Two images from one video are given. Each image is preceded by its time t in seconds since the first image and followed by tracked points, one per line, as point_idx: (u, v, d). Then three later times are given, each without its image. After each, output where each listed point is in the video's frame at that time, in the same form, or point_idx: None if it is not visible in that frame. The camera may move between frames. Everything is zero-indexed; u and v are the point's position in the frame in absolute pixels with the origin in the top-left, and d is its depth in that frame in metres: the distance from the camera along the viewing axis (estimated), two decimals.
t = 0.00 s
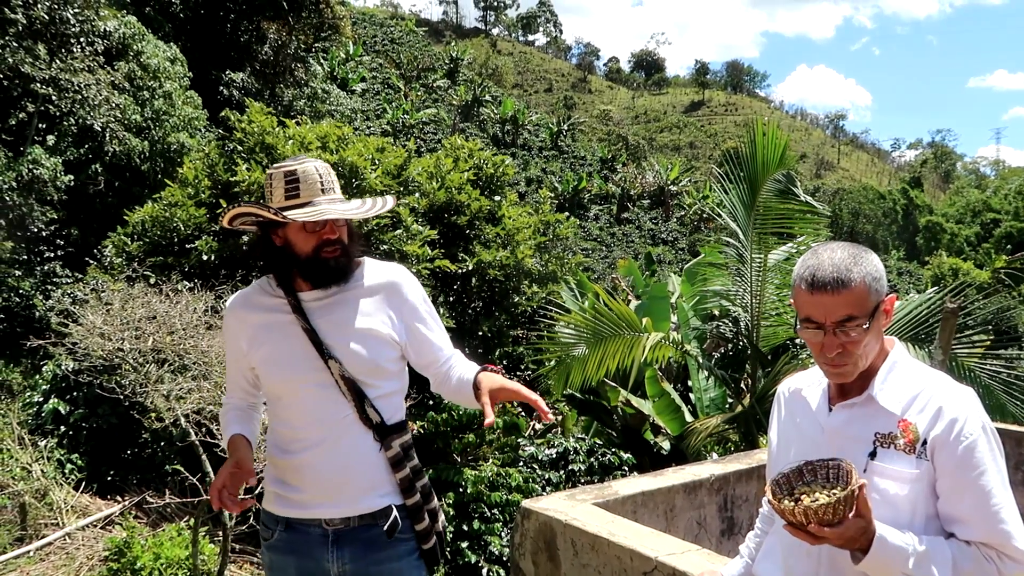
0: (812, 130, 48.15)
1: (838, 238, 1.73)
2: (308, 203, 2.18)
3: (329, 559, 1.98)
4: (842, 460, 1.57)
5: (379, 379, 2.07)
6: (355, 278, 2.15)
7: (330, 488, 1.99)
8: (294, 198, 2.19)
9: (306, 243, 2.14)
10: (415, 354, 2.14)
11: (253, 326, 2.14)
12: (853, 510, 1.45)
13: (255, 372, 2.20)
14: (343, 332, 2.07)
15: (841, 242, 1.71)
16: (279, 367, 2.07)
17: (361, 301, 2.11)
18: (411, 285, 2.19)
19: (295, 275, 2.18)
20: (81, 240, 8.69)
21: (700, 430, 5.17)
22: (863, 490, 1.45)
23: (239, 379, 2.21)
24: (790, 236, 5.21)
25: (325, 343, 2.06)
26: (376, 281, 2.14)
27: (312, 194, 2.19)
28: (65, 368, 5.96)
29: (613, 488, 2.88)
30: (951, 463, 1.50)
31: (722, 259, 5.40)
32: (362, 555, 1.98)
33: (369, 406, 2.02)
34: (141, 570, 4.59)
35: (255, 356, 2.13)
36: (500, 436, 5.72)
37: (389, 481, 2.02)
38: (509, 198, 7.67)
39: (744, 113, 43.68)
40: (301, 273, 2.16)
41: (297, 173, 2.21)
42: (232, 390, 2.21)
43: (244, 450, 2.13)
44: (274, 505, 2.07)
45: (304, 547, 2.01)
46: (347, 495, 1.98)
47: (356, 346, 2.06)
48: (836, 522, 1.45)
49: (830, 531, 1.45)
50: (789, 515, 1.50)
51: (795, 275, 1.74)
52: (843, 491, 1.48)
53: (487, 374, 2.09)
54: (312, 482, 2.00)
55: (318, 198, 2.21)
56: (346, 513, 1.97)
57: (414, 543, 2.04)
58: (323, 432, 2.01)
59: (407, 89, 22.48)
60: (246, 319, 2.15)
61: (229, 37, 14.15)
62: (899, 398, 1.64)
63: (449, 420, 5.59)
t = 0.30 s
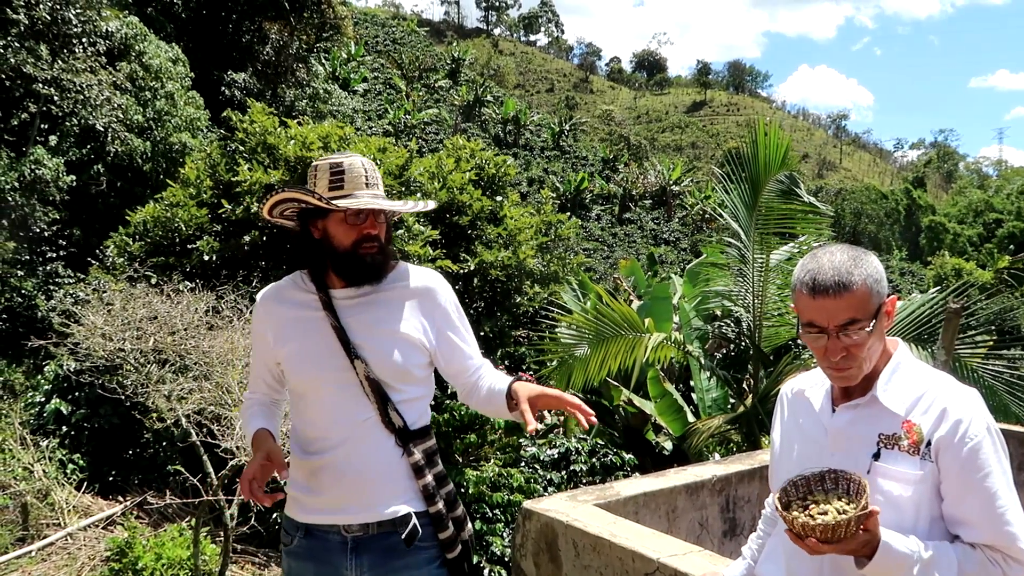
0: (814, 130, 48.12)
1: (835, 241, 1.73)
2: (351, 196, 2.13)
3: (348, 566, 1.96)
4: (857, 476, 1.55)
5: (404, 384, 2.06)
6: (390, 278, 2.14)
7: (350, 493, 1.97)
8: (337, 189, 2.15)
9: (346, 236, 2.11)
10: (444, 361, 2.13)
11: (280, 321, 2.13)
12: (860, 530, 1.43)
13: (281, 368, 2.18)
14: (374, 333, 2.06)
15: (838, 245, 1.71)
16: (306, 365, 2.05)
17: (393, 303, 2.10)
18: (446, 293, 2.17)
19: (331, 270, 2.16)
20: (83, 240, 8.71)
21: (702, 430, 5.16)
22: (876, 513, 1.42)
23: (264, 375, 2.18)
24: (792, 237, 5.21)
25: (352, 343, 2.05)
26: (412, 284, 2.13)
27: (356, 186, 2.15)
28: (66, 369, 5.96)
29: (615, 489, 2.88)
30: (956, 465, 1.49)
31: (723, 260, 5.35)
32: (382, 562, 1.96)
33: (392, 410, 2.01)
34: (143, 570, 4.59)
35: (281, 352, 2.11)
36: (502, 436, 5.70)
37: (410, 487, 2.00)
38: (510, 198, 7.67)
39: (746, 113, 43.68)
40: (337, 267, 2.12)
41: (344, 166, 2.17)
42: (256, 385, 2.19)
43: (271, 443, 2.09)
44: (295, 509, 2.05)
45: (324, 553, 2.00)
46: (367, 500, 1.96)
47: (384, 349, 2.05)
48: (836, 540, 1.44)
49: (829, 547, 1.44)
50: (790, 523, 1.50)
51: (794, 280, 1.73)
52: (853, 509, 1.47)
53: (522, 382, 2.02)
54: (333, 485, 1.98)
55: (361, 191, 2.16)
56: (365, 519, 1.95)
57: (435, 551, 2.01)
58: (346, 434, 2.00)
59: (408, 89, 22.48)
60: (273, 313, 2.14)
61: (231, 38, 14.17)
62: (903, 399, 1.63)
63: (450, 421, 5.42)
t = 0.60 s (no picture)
0: (816, 130, 48.07)
1: (834, 241, 1.72)
2: (386, 194, 2.10)
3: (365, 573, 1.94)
4: (872, 490, 1.52)
5: (429, 389, 2.03)
6: (419, 281, 2.11)
7: (372, 498, 1.95)
8: (372, 188, 2.12)
9: (378, 236, 2.09)
10: (471, 368, 2.08)
11: (305, 319, 2.10)
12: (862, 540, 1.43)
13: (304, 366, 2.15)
14: (402, 335, 2.03)
15: (837, 245, 1.69)
16: (330, 365, 2.03)
17: (421, 307, 2.07)
18: (476, 299, 2.13)
19: (360, 270, 2.13)
20: (85, 241, 8.71)
21: (702, 430, 5.13)
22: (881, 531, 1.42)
23: (287, 373, 2.15)
24: (793, 236, 5.20)
25: (378, 345, 2.03)
26: (442, 288, 2.09)
27: (392, 185, 2.12)
28: (67, 369, 5.96)
29: (616, 490, 2.87)
30: (961, 468, 1.48)
31: (724, 260, 5.33)
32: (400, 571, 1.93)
33: (415, 415, 1.99)
34: (143, 571, 4.58)
35: (304, 350, 2.08)
36: (504, 437, 5.69)
37: (431, 494, 1.97)
38: (511, 198, 7.68)
39: (747, 113, 43.66)
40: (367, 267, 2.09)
41: (379, 165, 2.15)
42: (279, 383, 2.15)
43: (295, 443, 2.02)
44: (317, 513, 2.04)
45: (342, 560, 1.98)
46: (388, 507, 1.94)
47: (409, 354, 2.02)
48: (837, 550, 1.44)
49: (826, 555, 1.45)
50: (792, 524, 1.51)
51: (793, 281, 1.72)
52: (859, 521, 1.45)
53: (554, 418, 1.93)
54: (356, 490, 1.97)
55: (396, 191, 2.13)
56: (384, 525, 1.93)
57: (457, 560, 1.98)
58: (369, 438, 1.98)
59: (410, 90, 22.48)
60: (298, 310, 2.11)
61: (233, 39, 14.18)
62: (905, 400, 1.62)
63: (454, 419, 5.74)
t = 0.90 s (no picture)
0: (810, 123, 48.12)
1: (827, 234, 1.72)
2: (394, 186, 2.07)
3: (374, 569, 1.93)
4: (864, 502, 1.51)
5: (442, 381, 1.98)
6: (433, 272, 2.06)
7: (382, 494, 1.93)
8: (381, 179, 2.09)
9: (388, 228, 2.07)
10: (497, 355, 1.98)
11: (318, 310, 2.07)
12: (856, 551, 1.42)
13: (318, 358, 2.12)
14: (415, 326, 1.98)
15: (831, 238, 1.69)
16: (341, 358, 2.00)
17: (435, 297, 2.01)
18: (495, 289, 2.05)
19: (370, 262, 2.10)
20: (77, 234, 8.67)
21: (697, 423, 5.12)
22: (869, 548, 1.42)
23: (302, 365, 2.13)
24: (787, 230, 5.21)
25: (389, 337, 1.98)
26: (457, 276, 2.03)
27: (400, 176, 2.08)
28: (58, 363, 5.93)
29: (609, 482, 2.87)
30: (950, 461, 1.48)
31: (720, 253, 5.38)
32: (407, 567, 1.92)
33: (427, 409, 1.94)
34: (136, 565, 4.57)
35: (317, 342, 2.05)
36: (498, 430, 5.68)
37: (443, 490, 1.94)
38: (505, 191, 7.67)
39: (741, 107, 43.66)
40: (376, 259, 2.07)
41: (387, 156, 2.12)
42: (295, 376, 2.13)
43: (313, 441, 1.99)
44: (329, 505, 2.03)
45: (352, 555, 1.97)
46: (398, 503, 1.92)
47: (421, 346, 1.97)
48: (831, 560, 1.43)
49: (816, 565, 1.44)
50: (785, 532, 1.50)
51: (784, 273, 1.72)
52: (852, 533, 1.44)
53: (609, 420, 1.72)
54: (368, 484, 1.94)
55: (405, 183, 2.09)
56: (394, 521, 1.92)
57: (466, 560, 1.96)
58: (380, 433, 1.95)
59: (404, 82, 22.38)
60: (313, 301, 2.08)
61: (226, 31, 14.07)
62: (896, 393, 1.62)
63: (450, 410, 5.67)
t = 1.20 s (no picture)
0: (808, 121, 48.14)
1: (823, 232, 1.72)
2: (407, 214, 2.03)
3: (375, 563, 1.93)
4: (859, 505, 1.50)
5: (446, 385, 1.97)
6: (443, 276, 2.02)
7: (383, 492, 1.93)
8: (393, 201, 2.04)
9: (397, 248, 1.99)
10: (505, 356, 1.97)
11: (326, 309, 2.07)
12: (852, 558, 1.43)
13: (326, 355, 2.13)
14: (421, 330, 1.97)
15: (829, 236, 1.69)
16: (347, 357, 2.00)
17: (442, 301, 1.99)
18: (505, 291, 2.02)
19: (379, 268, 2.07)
20: (75, 233, 8.66)
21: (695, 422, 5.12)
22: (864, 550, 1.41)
23: (308, 362, 2.13)
24: (785, 228, 5.22)
25: (393, 340, 1.97)
26: (465, 279, 2.00)
27: (414, 202, 2.04)
28: (56, 362, 5.93)
29: (606, 481, 2.87)
30: (945, 459, 1.48)
31: (718, 252, 5.39)
32: (408, 563, 1.92)
33: (429, 412, 1.93)
34: (135, 564, 4.58)
35: (324, 340, 2.06)
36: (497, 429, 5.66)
37: (445, 490, 1.93)
38: (503, 190, 7.66)
39: (740, 105, 43.66)
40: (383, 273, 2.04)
41: (402, 175, 2.05)
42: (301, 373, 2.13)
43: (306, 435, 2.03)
44: (332, 501, 2.04)
45: (354, 547, 1.97)
46: (398, 503, 1.91)
47: (425, 351, 1.96)
48: (825, 565, 1.44)
49: (812, 571, 1.45)
50: (781, 539, 1.51)
51: (778, 271, 1.71)
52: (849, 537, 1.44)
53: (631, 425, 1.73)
54: (370, 483, 1.94)
55: (418, 209, 2.05)
56: (394, 519, 1.92)
57: (467, 558, 1.93)
58: (383, 433, 1.95)
59: (402, 81, 22.35)
60: (325, 300, 2.08)
61: (223, 29, 14.04)
62: (892, 391, 1.62)
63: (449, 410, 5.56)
